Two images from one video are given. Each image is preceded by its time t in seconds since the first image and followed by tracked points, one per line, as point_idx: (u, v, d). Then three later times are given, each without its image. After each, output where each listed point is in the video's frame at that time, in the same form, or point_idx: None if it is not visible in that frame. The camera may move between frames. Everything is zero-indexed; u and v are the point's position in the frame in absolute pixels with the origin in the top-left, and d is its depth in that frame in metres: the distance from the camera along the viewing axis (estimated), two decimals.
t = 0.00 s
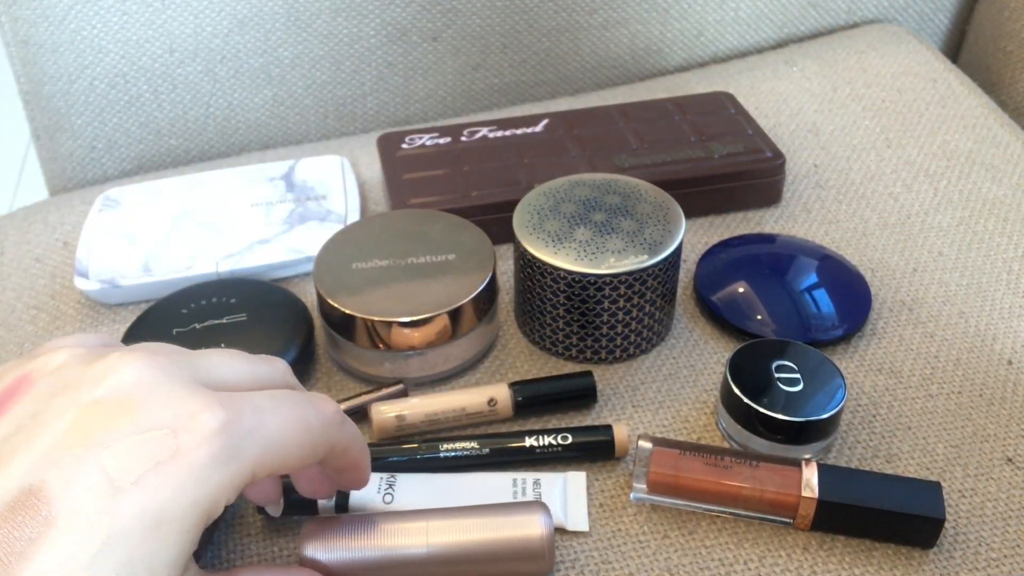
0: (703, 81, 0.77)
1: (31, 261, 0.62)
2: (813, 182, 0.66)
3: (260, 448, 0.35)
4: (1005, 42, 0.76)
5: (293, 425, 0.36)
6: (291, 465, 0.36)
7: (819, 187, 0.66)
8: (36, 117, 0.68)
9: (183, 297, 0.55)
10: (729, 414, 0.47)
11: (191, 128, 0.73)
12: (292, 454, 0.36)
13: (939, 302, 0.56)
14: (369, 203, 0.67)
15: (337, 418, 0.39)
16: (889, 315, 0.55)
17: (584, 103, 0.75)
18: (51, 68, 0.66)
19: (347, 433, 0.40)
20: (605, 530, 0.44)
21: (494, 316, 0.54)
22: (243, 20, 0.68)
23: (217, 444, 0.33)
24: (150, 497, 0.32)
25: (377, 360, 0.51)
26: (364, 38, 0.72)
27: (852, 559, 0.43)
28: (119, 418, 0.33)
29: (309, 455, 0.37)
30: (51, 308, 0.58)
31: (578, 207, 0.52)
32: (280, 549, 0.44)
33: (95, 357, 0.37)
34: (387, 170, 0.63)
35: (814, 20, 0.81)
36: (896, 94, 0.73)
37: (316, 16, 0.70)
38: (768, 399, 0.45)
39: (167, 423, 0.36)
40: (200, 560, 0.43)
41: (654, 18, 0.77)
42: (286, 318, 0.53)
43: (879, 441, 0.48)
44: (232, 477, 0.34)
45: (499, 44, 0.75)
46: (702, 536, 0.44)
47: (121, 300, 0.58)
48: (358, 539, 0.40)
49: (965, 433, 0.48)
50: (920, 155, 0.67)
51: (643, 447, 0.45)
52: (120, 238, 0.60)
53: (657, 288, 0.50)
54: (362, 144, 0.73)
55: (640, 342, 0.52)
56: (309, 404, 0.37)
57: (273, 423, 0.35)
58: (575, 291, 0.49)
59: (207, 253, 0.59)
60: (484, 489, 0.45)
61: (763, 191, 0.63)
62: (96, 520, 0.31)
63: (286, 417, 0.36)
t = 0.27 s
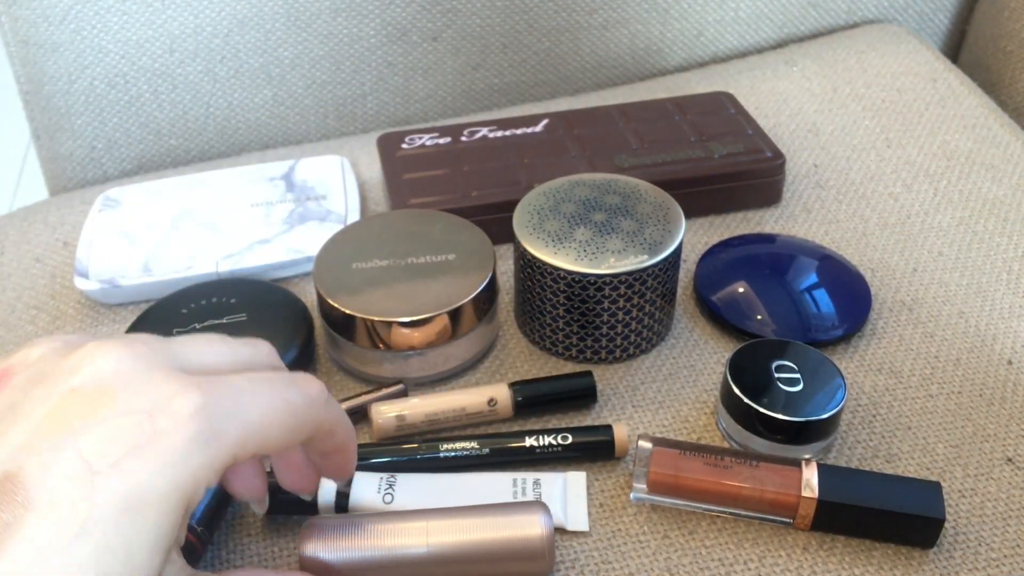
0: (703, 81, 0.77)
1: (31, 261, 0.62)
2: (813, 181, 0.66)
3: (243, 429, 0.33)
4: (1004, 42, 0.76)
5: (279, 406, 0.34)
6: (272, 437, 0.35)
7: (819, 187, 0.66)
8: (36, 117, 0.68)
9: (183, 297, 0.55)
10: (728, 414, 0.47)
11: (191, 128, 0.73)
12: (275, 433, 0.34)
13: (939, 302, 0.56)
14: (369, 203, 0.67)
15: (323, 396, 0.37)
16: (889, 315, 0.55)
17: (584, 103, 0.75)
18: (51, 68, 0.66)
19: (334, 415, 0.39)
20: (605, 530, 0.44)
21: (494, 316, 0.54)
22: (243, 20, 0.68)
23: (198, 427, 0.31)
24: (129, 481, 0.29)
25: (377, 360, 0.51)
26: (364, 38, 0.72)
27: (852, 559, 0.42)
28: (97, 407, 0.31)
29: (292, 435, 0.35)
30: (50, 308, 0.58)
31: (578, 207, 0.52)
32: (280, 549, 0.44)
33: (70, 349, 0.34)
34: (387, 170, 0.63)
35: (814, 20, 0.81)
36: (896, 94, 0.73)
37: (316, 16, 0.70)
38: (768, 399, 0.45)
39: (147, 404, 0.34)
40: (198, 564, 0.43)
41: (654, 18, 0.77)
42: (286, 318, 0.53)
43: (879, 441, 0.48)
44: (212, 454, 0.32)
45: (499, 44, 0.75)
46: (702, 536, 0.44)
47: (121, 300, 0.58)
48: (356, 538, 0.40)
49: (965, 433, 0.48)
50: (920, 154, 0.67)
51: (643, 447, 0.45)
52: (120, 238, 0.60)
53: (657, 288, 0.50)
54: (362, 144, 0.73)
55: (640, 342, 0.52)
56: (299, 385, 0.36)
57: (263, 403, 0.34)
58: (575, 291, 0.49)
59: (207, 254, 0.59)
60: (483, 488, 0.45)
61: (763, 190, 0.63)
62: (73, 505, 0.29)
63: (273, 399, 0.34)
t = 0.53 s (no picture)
0: (703, 81, 0.77)
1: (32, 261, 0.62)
2: (813, 182, 0.66)
3: (85, 463, 0.33)
4: (1005, 42, 0.76)
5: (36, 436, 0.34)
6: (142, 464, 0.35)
7: (819, 187, 0.66)
8: (36, 117, 0.68)
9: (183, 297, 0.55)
10: (729, 414, 0.47)
11: (191, 128, 0.73)
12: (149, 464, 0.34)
13: (939, 302, 0.56)
14: (369, 203, 0.67)
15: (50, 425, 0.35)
16: (889, 315, 0.55)
17: (584, 103, 0.75)
18: (51, 68, 0.66)
19: (185, 439, 0.35)
20: (605, 531, 0.44)
21: (494, 316, 0.54)
22: (242, 20, 0.68)
23: None
24: None
25: (377, 360, 0.51)
26: (364, 38, 0.72)
27: (852, 559, 0.43)
28: None
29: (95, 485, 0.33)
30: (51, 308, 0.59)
31: (578, 207, 0.52)
32: (280, 550, 0.44)
33: None
34: (388, 170, 0.63)
35: (814, 20, 0.81)
36: (896, 94, 0.73)
37: (316, 16, 0.70)
38: (768, 399, 0.45)
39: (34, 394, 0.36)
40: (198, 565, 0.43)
41: (654, 18, 0.77)
42: (287, 318, 0.53)
43: (879, 441, 0.48)
44: (59, 492, 0.33)
45: (499, 44, 0.75)
46: (702, 536, 0.44)
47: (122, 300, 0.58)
48: (356, 539, 0.40)
49: (965, 433, 0.48)
50: (920, 154, 0.67)
51: (643, 447, 0.45)
52: (120, 238, 0.60)
53: (657, 288, 0.50)
54: (362, 145, 0.73)
55: (640, 342, 0.52)
56: (142, 420, 0.34)
57: (105, 441, 0.33)
58: (575, 291, 0.49)
59: (207, 254, 0.59)
60: (484, 488, 0.45)
61: (763, 190, 0.63)
62: None
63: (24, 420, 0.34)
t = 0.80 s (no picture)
0: (703, 81, 0.77)
1: (31, 260, 0.62)
2: (813, 182, 0.66)
3: None
4: (1005, 42, 0.76)
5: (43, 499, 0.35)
6: None
7: (819, 187, 0.66)
8: (36, 117, 0.68)
9: (184, 296, 0.55)
10: (729, 414, 0.47)
11: (191, 128, 0.73)
12: None
13: (939, 302, 0.56)
14: (369, 203, 0.67)
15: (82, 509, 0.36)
16: (889, 315, 0.55)
17: (584, 103, 0.75)
18: (51, 68, 0.66)
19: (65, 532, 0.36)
20: (605, 531, 0.44)
21: (494, 316, 0.54)
22: (242, 20, 0.68)
23: None
24: None
25: (377, 359, 0.51)
26: (364, 38, 0.72)
27: (852, 559, 0.43)
28: None
29: None
30: (50, 308, 0.58)
31: (578, 207, 0.52)
32: (280, 550, 0.44)
33: None
34: (388, 170, 0.63)
35: (814, 20, 0.81)
36: (896, 94, 0.73)
37: (316, 16, 0.70)
38: (768, 399, 0.45)
39: None
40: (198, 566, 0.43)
41: (654, 18, 0.77)
42: (287, 318, 0.53)
43: (879, 441, 0.48)
44: None
45: (499, 44, 0.75)
46: (702, 536, 0.44)
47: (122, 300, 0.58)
48: (356, 539, 0.40)
49: (965, 433, 0.48)
50: (920, 154, 0.67)
51: (643, 447, 0.45)
52: (120, 238, 0.60)
53: (657, 288, 0.50)
54: (362, 145, 0.73)
55: (640, 342, 0.52)
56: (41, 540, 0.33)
57: None
58: (576, 291, 0.49)
59: (207, 254, 0.59)
60: (484, 488, 0.45)
61: (763, 191, 0.63)
62: None
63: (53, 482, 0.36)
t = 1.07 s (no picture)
0: (703, 81, 0.77)
1: (31, 260, 0.62)
2: (813, 182, 0.66)
3: None
4: (1005, 42, 0.76)
5: None
6: None
7: (819, 187, 0.66)
8: (36, 117, 0.68)
9: (184, 296, 0.55)
10: (729, 414, 0.47)
11: (191, 129, 0.73)
12: None
13: (939, 302, 0.56)
14: (369, 203, 0.67)
15: None
16: (889, 315, 0.55)
17: (584, 103, 0.75)
18: (51, 68, 0.66)
19: None
20: (605, 531, 0.44)
21: (494, 316, 0.54)
22: (242, 20, 0.68)
23: None
24: None
25: (377, 360, 0.51)
26: (364, 38, 0.72)
27: (852, 559, 0.43)
28: None
29: None
30: (50, 308, 0.58)
31: (578, 207, 0.52)
32: (280, 550, 0.44)
33: None
34: (388, 169, 0.63)
35: (814, 20, 0.81)
36: (896, 94, 0.73)
37: (315, 16, 0.70)
38: (768, 399, 0.45)
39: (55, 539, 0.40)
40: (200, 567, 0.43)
41: (654, 18, 0.77)
42: (286, 318, 0.53)
43: (878, 440, 0.48)
44: None
45: (499, 44, 0.75)
46: (702, 536, 0.44)
47: (121, 300, 0.58)
48: (357, 539, 0.40)
49: (965, 433, 0.48)
50: (920, 154, 0.67)
51: (643, 447, 0.45)
52: (120, 238, 0.60)
53: (657, 288, 0.50)
54: (361, 145, 0.73)
55: (640, 342, 0.52)
56: None
57: None
58: (576, 291, 0.49)
59: (207, 254, 0.59)
60: (484, 488, 0.45)
61: (763, 191, 0.63)
62: None
63: None
